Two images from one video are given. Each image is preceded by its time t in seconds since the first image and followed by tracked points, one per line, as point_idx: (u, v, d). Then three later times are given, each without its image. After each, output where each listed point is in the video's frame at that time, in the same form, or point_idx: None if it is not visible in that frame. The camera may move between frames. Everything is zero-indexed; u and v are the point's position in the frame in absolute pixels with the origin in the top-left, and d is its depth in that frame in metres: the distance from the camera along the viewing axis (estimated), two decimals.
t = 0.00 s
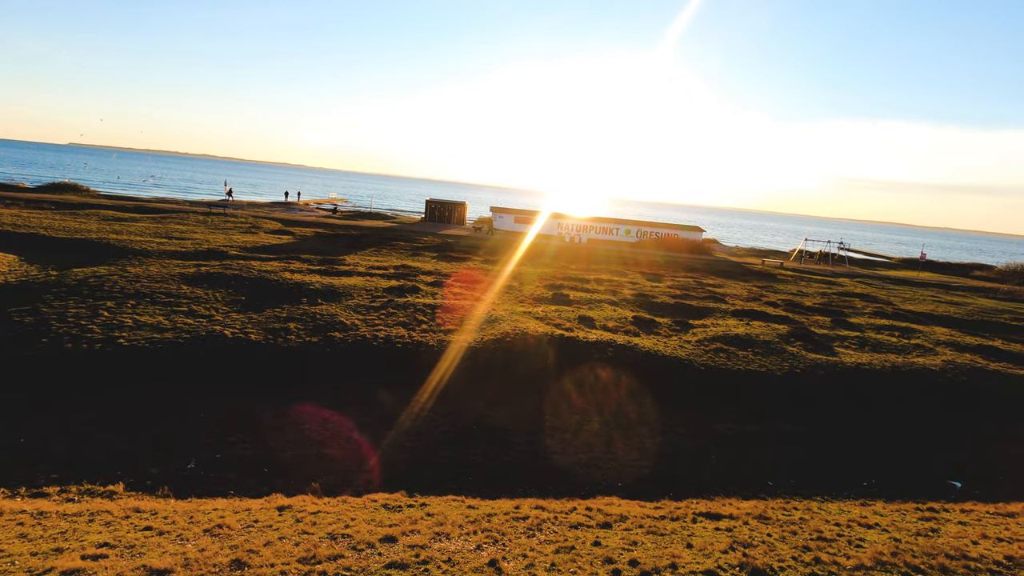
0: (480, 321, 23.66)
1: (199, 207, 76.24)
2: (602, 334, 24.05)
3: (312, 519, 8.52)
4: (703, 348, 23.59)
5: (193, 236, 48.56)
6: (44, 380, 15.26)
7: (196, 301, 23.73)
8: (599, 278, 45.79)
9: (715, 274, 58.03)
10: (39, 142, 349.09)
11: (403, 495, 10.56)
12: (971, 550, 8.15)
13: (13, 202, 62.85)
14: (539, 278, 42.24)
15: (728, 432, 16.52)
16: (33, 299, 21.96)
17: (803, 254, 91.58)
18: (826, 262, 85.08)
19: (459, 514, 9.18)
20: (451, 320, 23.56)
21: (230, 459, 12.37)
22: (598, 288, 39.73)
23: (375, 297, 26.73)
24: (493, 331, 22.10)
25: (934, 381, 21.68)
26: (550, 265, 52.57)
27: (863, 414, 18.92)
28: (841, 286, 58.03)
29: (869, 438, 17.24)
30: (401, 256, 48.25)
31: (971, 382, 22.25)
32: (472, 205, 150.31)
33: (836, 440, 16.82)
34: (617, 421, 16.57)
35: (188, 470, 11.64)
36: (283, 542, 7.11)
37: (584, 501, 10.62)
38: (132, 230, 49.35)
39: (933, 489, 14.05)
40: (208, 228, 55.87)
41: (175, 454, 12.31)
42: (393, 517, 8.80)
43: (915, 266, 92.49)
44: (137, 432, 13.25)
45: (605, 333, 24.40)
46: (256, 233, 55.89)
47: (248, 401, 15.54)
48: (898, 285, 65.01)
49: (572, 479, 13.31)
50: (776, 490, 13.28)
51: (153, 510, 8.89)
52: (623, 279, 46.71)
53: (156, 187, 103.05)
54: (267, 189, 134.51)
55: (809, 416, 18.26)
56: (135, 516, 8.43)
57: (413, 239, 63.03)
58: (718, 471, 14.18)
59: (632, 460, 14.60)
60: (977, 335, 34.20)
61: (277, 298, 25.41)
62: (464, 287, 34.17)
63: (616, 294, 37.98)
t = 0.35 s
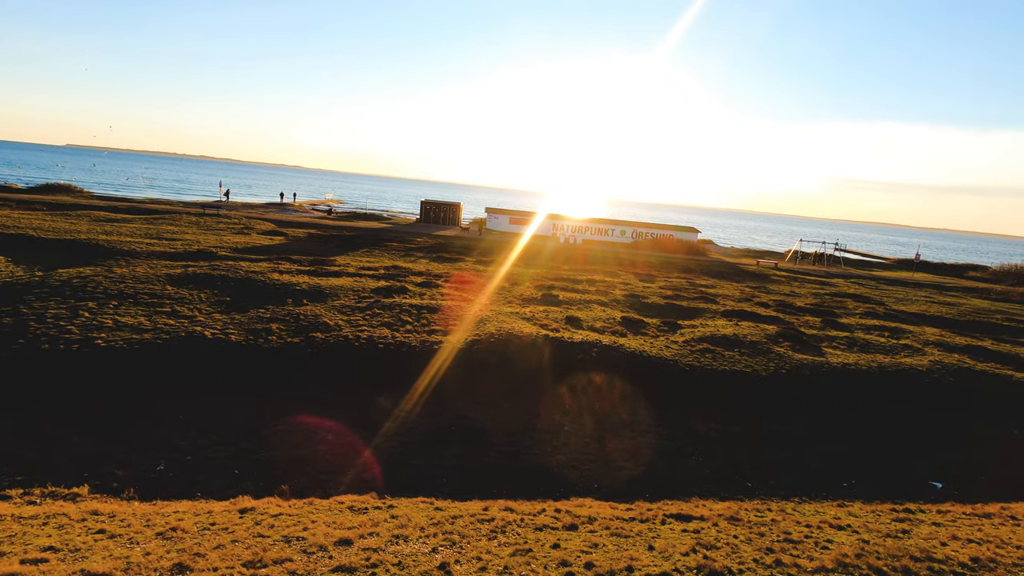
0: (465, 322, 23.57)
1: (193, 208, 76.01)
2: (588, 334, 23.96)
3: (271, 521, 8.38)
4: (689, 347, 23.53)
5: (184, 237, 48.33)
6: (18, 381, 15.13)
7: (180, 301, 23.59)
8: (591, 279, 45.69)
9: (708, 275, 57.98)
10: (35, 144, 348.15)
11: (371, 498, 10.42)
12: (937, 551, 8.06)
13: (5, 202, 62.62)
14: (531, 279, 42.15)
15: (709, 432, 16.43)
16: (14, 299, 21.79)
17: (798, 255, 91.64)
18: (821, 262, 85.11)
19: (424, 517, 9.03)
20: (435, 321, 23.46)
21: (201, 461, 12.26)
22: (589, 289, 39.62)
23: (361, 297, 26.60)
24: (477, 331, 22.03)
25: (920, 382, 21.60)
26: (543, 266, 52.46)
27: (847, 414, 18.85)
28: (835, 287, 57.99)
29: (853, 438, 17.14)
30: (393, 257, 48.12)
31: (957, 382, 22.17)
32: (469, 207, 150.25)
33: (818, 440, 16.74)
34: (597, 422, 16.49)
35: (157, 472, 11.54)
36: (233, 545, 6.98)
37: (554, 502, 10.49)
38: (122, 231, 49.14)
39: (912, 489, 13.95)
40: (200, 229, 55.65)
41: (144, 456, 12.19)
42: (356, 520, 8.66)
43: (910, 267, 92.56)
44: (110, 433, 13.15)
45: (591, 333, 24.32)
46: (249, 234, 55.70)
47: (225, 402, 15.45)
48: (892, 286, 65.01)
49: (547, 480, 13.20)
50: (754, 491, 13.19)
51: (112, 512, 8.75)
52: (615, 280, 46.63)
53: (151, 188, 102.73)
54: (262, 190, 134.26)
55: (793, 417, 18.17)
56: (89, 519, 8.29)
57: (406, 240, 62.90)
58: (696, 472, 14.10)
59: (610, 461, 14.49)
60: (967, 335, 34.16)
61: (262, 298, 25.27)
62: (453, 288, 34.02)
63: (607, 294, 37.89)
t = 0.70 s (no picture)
0: (451, 323, 23.43)
1: (188, 210, 75.95)
2: (575, 335, 23.83)
3: (230, 526, 8.24)
4: (677, 349, 23.39)
5: (176, 239, 48.21)
6: None
7: (165, 303, 23.46)
8: (585, 280, 45.56)
9: (703, 276, 57.84)
10: (32, 146, 347.63)
11: (340, 501, 10.28)
12: (907, 555, 7.92)
13: None
14: (523, 280, 42.00)
15: (693, 434, 16.31)
16: None
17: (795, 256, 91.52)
18: (818, 264, 84.98)
19: (389, 521, 8.87)
20: (422, 322, 23.32)
21: (174, 463, 12.11)
22: (581, 290, 39.45)
23: (349, 299, 26.45)
24: (463, 332, 21.88)
25: (909, 382, 21.44)
26: (537, 267, 52.27)
27: (834, 415, 18.72)
28: (830, 288, 57.85)
29: (838, 439, 17.02)
30: (386, 258, 47.94)
31: (946, 383, 22.02)
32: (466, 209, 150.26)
33: (803, 441, 16.59)
34: (579, 425, 16.40)
35: (126, 475, 11.40)
36: (182, 552, 6.83)
37: (526, 505, 10.34)
38: (114, 233, 48.99)
39: (894, 491, 13.83)
40: (193, 231, 55.53)
41: (115, 459, 12.06)
42: (318, 523, 8.50)
43: (907, 268, 92.48)
44: (83, 435, 13.01)
45: (579, 334, 24.18)
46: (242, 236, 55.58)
47: (203, 403, 15.31)
48: (888, 287, 64.86)
49: (525, 483, 13.09)
50: (733, 494, 13.08)
51: (70, 516, 8.62)
52: (609, 281, 46.50)
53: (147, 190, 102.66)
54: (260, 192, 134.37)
55: (778, 417, 18.05)
56: (45, 523, 8.15)
57: (400, 242, 62.78)
58: (676, 475, 13.99)
59: (590, 463, 14.39)
60: (960, 336, 34.02)
61: (249, 300, 25.11)
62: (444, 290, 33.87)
63: (599, 296, 37.75)
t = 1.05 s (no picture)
0: (437, 322, 23.36)
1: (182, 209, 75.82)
2: (561, 335, 23.77)
3: (188, 523, 8.17)
4: (662, 348, 23.34)
5: (167, 238, 48.06)
6: None
7: (149, 301, 23.35)
8: (577, 281, 45.50)
9: (697, 277, 57.82)
10: (30, 146, 347.18)
11: (308, 499, 10.21)
12: (867, 553, 7.88)
13: None
14: (515, 280, 41.90)
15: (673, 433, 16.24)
16: None
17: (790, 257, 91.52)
18: (813, 265, 85.01)
19: (351, 519, 8.82)
20: (407, 321, 23.24)
21: (144, 461, 12.03)
22: (572, 290, 39.41)
23: (335, 298, 26.38)
24: (447, 331, 21.80)
25: (895, 383, 21.38)
26: (530, 268, 52.14)
27: (817, 415, 18.67)
28: (824, 289, 57.83)
29: (820, 438, 16.97)
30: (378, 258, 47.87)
31: (932, 383, 22.02)
32: (462, 210, 150.26)
33: (785, 441, 16.54)
34: (558, 424, 16.33)
35: (94, 473, 11.35)
36: (130, 549, 6.75)
37: (495, 504, 10.28)
38: (105, 232, 48.82)
39: (872, 491, 13.79)
40: (185, 230, 55.38)
41: (86, 457, 12.00)
42: (278, 521, 8.45)
43: (902, 269, 92.59)
44: (55, 433, 12.96)
45: (565, 334, 24.11)
46: (234, 236, 55.42)
47: (179, 400, 15.24)
48: (882, 288, 64.85)
49: (498, 482, 13.03)
50: (709, 494, 13.03)
51: (29, 513, 8.56)
52: (601, 281, 46.43)
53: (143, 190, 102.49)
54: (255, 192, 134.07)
55: (761, 417, 17.99)
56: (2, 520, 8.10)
57: (394, 242, 62.67)
58: (652, 474, 13.94)
59: (567, 462, 14.32)
60: (950, 337, 33.98)
61: (234, 299, 25.01)
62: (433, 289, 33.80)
63: (590, 296, 37.66)
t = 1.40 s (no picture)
0: (420, 323, 23.32)
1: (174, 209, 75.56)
2: (545, 335, 23.76)
3: (146, 526, 8.12)
4: (646, 348, 23.37)
5: (156, 238, 47.83)
6: None
7: (131, 302, 23.24)
8: (567, 280, 45.50)
9: (688, 277, 57.91)
10: (22, 146, 344.29)
11: (274, 502, 10.16)
12: (825, 555, 7.87)
13: None
14: (504, 280, 41.90)
15: (652, 433, 16.22)
16: None
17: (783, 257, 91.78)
18: (805, 265, 85.24)
19: (313, 522, 8.75)
20: (390, 322, 23.19)
21: (114, 463, 11.96)
22: (561, 290, 39.39)
23: (320, 298, 26.29)
24: (429, 332, 21.77)
25: (878, 384, 21.40)
26: (520, 268, 52.11)
27: (798, 415, 18.70)
28: (814, 289, 57.98)
29: (799, 439, 16.98)
30: (368, 258, 47.78)
31: (914, 383, 22.09)
32: (457, 211, 150.19)
33: (764, 441, 16.53)
34: (536, 424, 16.31)
35: (61, 476, 11.28)
36: (77, 554, 6.71)
37: (462, 506, 10.24)
38: (93, 232, 48.54)
39: (847, 491, 13.82)
40: (175, 230, 55.12)
41: (54, 459, 11.92)
42: (238, 525, 8.39)
43: (893, 269, 92.92)
44: (24, 436, 12.85)
45: (549, 334, 24.08)
46: (225, 235, 55.20)
47: (154, 402, 15.16)
48: (873, 288, 65.04)
49: (470, 484, 12.97)
50: (682, 496, 13.03)
51: None
52: (591, 281, 46.46)
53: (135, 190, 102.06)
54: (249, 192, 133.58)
55: (742, 418, 17.99)
56: None
57: (386, 242, 62.54)
58: (628, 476, 13.91)
59: (542, 463, 14.25)
60: (935, 337, 34.10)
61: (218, 299, 24.90)
62: (421, 289, 33.72)
63: (578, 296, 37.65)
